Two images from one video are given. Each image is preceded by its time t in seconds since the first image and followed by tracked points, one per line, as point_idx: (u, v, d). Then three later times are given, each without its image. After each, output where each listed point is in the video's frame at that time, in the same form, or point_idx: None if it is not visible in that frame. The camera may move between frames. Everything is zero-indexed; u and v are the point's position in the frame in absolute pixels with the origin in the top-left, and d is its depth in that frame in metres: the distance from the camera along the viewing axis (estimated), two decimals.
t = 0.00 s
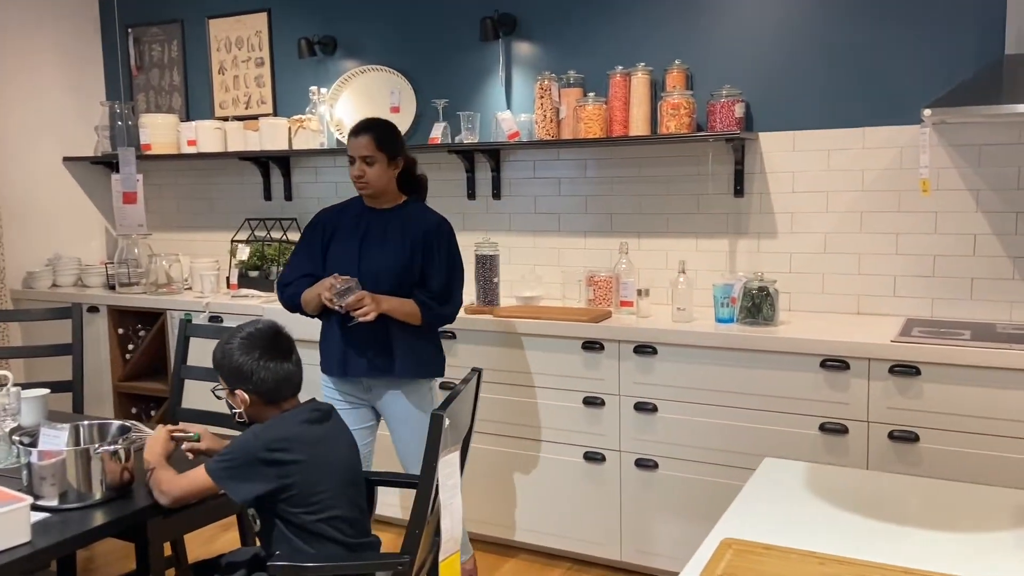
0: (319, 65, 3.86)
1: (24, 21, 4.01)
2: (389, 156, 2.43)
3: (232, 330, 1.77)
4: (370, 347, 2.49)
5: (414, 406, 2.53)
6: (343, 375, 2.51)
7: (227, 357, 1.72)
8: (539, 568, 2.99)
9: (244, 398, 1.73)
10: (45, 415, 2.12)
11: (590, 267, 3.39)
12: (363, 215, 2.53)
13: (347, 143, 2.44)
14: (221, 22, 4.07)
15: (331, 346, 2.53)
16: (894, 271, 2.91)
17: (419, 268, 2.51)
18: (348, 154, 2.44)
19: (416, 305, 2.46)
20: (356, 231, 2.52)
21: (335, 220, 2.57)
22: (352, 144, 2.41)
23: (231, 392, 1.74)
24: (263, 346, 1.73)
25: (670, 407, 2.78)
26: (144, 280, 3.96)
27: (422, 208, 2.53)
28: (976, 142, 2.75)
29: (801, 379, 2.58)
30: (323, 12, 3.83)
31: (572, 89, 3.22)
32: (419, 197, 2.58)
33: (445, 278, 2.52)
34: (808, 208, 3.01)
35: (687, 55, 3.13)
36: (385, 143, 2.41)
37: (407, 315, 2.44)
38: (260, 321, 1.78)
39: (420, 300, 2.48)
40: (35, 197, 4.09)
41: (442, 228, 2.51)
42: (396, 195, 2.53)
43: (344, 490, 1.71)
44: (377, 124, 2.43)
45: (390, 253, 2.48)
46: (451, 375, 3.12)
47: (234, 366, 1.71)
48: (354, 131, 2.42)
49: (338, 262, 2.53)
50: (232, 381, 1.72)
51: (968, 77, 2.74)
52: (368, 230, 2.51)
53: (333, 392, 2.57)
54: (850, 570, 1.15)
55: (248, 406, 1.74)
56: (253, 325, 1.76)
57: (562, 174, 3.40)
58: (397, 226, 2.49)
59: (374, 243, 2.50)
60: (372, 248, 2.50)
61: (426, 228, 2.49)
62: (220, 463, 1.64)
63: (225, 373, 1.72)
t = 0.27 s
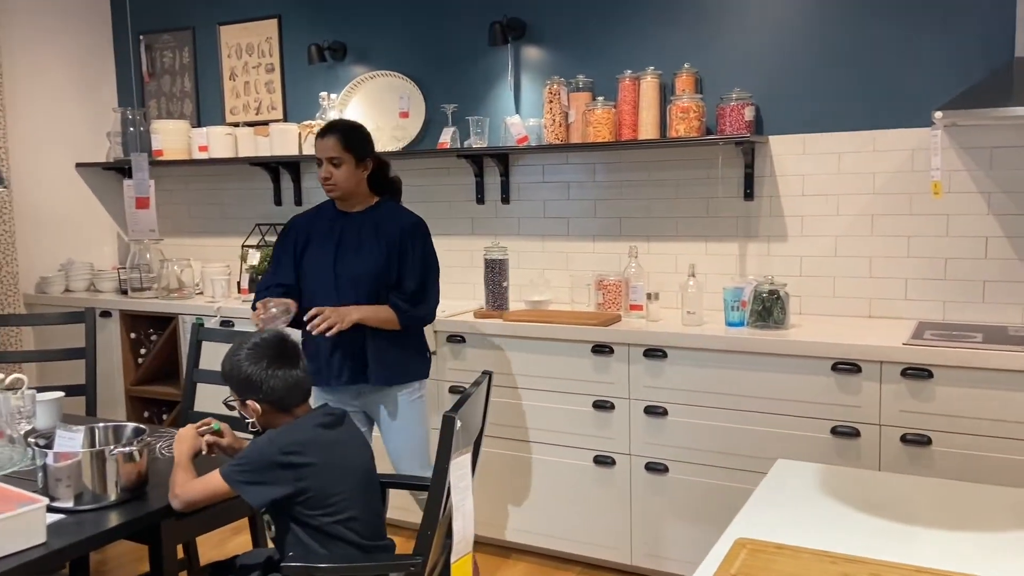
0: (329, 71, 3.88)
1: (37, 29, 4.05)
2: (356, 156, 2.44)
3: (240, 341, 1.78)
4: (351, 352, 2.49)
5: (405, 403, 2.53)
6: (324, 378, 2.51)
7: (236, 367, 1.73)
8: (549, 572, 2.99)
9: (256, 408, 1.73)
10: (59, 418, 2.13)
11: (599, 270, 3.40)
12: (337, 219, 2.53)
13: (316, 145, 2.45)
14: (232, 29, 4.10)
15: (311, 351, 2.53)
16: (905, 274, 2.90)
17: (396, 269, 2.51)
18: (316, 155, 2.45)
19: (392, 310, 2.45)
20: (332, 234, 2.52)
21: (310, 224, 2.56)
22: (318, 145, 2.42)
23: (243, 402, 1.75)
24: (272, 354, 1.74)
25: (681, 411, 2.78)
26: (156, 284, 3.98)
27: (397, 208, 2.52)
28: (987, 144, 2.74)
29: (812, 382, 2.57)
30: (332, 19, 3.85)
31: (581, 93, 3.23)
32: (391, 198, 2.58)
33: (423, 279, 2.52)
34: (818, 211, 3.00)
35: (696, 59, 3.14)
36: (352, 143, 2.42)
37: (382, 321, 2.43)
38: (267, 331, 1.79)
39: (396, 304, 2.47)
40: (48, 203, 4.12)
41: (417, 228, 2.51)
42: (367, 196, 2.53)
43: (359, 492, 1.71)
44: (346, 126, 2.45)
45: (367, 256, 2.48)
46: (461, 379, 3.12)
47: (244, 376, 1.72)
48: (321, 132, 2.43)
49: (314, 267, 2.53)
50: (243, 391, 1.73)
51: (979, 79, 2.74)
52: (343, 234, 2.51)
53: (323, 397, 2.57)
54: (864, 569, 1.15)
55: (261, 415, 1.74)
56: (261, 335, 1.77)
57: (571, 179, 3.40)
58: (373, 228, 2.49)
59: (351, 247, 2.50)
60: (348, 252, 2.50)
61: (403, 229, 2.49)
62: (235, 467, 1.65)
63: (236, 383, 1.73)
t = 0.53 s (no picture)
0: (333, 77, 3.91)
1: (44, 36, 4.08)
2: (326, 164, 2.36)
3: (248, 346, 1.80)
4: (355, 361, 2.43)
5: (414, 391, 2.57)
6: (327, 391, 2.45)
7: (245, 371, 1.74)
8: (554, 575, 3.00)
9: (264, 411, 1.75)
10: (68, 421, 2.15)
11: (603, 274, 3.41)
12: (314, 231, 2.47)
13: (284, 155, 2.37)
14: (237, 36, 4.13)
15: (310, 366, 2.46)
16: (908, 278, 2.91)
17: (385, 272, 2.46)
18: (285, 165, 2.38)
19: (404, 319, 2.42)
20: (310, 246, 2.45)
21: (285, 239, 2.48)
22: (287, 155, 2.34)
23: (251, 406, 1.76)
24: (280, 359, 1.75)
25: (685, 414, 2.78)
26: (162, 290, 4.00)
27: (374, 210, 2.47)
28: (989, 148, 2.75)
29: (816, 386, 2.58)
30: (337, 25, 3.87)
31: (584, 98, 3.25)
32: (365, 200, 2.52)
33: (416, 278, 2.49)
34: (820, 215, 3.01)
35: (699, 64, 3.15)
36: (321, 151, 2.34)
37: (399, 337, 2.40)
38: (274, 335, 1.80)
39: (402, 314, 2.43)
40: (55, 209, 4.14)
41: (396, 226, 2.46)
42: (340, 203, 2.47)
43: (365, 495, 1.73)
44: (314, 134, 2.37)
45: (352, 263, 2.42)
46: (465, 383, 3.13)
47: (252, 380, 1.73)
48: (289, 142, 2.35)
49: (297, 281, 2.46)
50: (251, 395, 1.74)
51: (981, 83, 2.75)
52: (322, 241, 2.45)
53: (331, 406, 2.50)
54: (870, 568, 1.16)
55: (268, 418, 1.76)
56: (268, 340, 1.79)
57: (574, 183, 3.42)
58: (353, 233, 2.43)
59: (333, 256, 2.43)
60: (331, 262, 2.43)
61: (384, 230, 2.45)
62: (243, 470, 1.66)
63: (244, 387, 1.75)
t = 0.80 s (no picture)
0: (333, 82, 3.93)
1: (45, 43, 4.10)
2: (306, 174, 2.29)
3: (250, 348, 1.81)
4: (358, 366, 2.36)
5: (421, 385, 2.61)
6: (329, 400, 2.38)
7: (247, 374, 1.75)
8: None
9: (267, 413, 1.75)
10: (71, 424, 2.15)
11: (603, 278, 3.42)
12: (297, 241, 2.39)
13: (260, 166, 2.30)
14: (238, 42, 4.15)
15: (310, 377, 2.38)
16: (906, 279, 2.92)
17: (377, 273, 2.42)
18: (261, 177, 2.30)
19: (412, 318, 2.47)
20: (295, 256, 2.38)
21: (268, 251, 2.40)
22: (264, 167, 2.27)
23: (254, 408, 1.77)
24: (282, 360, 1.76)
25: (685, 416, 2.79)
26: (163, 295, 4.01)
27: (358, 212, 2.41)
28: (986, 150, 2.76)
29: (815, 387, 2.59)
30: (337, 31, 3.90)
31: (583, 102, 3.26)
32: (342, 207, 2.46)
33: (410, 275, 2.46)
34: (819, 217, 3.03)
35: (697, 68, 3.17)
36: (300, 161, 2.28)
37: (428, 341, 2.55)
38: (276, 337, 1.82)
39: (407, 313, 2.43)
40: (56, 214, 4.16)
41: (380, 224, 2.42)
42: (320, 214, 2.40)
43: (368, 494, 1.74)
44: (291, 144, 2.30)
45: (343, 268, 2.35)
46: (466, 386, 3.14)
47: (255, 381, 1.74)
48: (265, 153, 2.28)
49: (286, 293, 2.38)
50: (254, 396, 1.75)
51: (978, 86, 2.77)
52: (308, 250, 2.38)
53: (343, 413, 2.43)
54: (870, 562, 1.17)
55: (271, 419, 1.77)
56: (270, 342, 1.80)
57: (573, 187, 3.44)
58: (340, 237, 2.37)
59: (321, 264, 2.36)
60: (320, 270, 2.37)
61: (371, 230, 2.40)
62: (246, 471, 1.67)
63: (246, 389, 1.75)
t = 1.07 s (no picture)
0: (326, 89, 3.94)
1: (37, 50, 4.10)
2: (292, 181, 2.29)
3: (240, 356, 1.81)
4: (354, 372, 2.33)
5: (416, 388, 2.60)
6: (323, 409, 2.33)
7: (238, 381, 1.75)
8: None
9: (259, 420, 1.76)
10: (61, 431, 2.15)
11: (595, 283, 3.43)
12: (284, 248, 2.36)
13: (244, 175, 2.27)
14: (230, 49, 4.16)
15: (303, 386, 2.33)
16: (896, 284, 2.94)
17: (368, 280, 2.43)
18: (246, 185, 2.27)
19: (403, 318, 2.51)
20: (283, 265, 2.34)
21: (254, 262, 2.35)
22: (250, 174, 2.25)
23: (246, 415, 1.77)
24: (273, 367, 1.77)
25: (677, 420, 2.80)
26: (155, 301, 4.01)
27: (346, 219, 2.42)
28: (974, 155, 2.79)
29: (806, 391, 2.61)
30: (329, 38, 3.91)
31: (575, 108, 3.27)
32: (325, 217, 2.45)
33: (401, 279, 2.49)
34: (809, 222, 3.05)
35: (687, 74, 3.19)
36: (286, 167, 2.27)
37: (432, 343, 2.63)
38: (267, 345, 1.83)
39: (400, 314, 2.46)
40: (48, 222, 4.15)
41: (367, 228, 2.45)
42: (305, 223, 2.38)
43: (361, 498, 1.74)
44: (277, 152, 2.30)
45: (334, 275, 2.34)
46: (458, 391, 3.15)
47: (246, 389, 1.74)
48: (250, 161, 2.26)
49: (276, 301, 2.34)
50: (246, 404, 1.75)
51: (965, 91, 2.79)
52: (297, 257, 2.35)
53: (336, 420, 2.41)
54: (856, 563, 1.18)
55: (264, 426, 1.77)
56: (261, 349, 1.81)
57: (566, 193, 3.45)
58: (331, 244, 2.37)
59: (312, 271, 2.34)
60: (310, 278, 2.34)
61: (361, 237, 2.42)
62: (238, 478, 1.68)
63: (237, 397, 1.76)
